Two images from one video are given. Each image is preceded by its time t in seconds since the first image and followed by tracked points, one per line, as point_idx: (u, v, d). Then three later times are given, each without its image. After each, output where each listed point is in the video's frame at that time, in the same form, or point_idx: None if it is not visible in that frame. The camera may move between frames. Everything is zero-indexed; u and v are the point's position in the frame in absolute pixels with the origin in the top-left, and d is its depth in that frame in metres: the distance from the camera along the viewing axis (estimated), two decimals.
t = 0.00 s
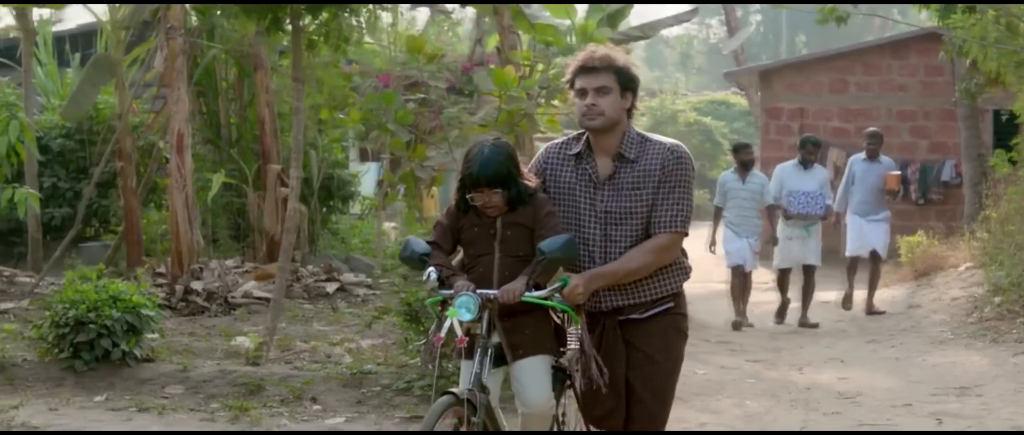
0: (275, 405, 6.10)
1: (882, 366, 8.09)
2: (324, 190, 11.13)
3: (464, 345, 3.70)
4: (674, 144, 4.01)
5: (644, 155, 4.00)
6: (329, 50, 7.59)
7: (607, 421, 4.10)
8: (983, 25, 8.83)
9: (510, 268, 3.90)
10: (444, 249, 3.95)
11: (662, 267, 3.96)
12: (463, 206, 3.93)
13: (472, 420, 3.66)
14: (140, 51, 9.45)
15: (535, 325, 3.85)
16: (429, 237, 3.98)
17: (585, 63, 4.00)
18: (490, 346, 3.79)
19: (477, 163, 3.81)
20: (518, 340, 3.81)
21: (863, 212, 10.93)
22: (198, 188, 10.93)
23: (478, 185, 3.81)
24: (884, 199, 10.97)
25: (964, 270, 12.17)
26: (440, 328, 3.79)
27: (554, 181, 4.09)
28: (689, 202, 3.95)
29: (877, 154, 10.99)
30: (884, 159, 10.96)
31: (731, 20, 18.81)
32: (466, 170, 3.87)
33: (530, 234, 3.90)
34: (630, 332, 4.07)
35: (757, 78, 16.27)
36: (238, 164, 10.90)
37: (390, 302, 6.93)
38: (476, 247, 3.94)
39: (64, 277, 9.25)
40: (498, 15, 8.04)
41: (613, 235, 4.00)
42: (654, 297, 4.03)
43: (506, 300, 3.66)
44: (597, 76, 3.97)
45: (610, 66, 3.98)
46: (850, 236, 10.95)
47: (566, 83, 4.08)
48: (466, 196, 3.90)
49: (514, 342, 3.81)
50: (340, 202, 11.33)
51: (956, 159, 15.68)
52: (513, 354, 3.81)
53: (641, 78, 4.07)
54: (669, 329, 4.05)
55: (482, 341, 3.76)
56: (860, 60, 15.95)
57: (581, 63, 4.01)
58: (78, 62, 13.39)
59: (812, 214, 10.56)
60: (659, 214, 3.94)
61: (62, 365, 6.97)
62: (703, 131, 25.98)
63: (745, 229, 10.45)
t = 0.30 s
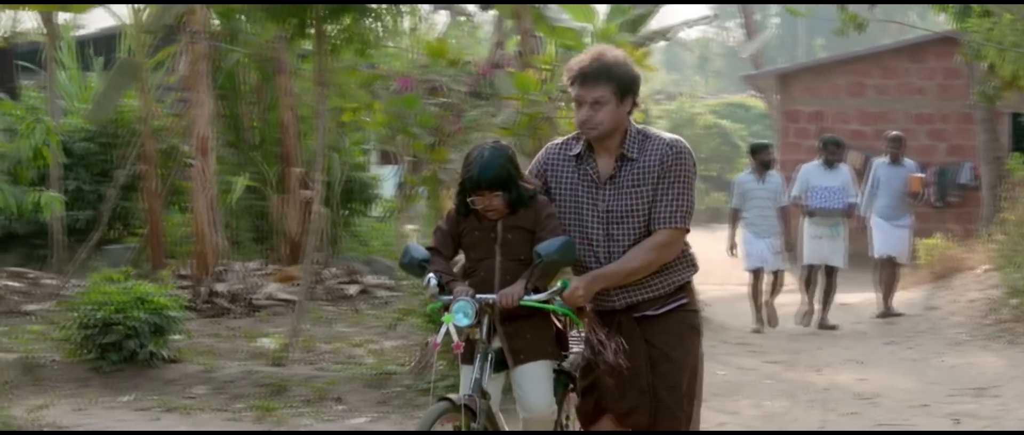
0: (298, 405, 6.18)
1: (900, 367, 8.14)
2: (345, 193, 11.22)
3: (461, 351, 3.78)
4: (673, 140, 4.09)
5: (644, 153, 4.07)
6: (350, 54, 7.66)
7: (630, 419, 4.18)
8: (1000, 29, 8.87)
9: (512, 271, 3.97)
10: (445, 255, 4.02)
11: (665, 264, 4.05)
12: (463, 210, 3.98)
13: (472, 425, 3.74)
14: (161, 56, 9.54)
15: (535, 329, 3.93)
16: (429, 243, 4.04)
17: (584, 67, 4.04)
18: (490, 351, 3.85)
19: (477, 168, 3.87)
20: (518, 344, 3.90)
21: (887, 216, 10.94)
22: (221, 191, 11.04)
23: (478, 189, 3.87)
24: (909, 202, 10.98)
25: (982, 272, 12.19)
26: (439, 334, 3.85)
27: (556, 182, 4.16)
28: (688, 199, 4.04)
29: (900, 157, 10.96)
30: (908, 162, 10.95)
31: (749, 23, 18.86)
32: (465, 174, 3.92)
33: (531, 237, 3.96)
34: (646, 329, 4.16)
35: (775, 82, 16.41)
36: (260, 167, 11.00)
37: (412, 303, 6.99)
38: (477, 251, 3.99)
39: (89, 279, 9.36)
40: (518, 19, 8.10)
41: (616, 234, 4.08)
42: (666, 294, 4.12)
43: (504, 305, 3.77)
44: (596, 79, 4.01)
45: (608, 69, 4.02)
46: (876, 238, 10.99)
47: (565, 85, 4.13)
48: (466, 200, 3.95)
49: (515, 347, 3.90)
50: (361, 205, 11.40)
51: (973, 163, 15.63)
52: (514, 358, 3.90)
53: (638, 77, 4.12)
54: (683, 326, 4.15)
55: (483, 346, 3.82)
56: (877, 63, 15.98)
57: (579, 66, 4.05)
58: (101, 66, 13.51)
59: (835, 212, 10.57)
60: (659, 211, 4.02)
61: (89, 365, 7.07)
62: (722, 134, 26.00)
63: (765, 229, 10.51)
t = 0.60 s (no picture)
0: (328, 404, 6.28)
1: (923, 367, 8.17)
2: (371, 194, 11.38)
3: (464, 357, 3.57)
4: (677, 137, 3.78)
5: (649, 153, 3.77)
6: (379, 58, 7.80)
7: (646, 420, 3.88)
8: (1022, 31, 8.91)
9: (517, 277, 3.76)
10: (449, 260, 3.80)
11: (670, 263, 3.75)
12: (468, 213, 3.76)
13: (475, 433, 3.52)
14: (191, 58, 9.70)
15: (541, 335, 3.72)
16: (433, 247, 3.83)
17: (576, 75, 3.70)
18: (494, 357, 3.65)
19: (485, 167, 3.67)
20: (523, 351, 3.70)
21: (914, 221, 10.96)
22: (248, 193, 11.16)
23: (489, 187, 3.66)
24: (933, 209, 11.02)
25: (1004, 274, 12.21)
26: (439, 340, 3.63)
27: (561, 185, 3.87)
28: (693, 196, 3.73)
29: (923, 163, 11.04)
30: (931, 168, 11.03)
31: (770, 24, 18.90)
32: (471, 175, 3.71)
33: (537, 242, 3.75)
34: (661, 330, 3.87)
35: (799, 83, 16.43)
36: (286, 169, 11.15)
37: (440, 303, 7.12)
38: (483, 255, 3.78)
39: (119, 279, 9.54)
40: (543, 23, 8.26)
41: (622, 235, 3.79)
42: (680, 293, 3.84)
43: (507, 310, 3.56)
44: (587, 92, 3.65)
45: (604, 74, 3.67)
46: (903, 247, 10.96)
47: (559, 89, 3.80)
48: (471, 203, 3.73)
49: (519, 353, 3.69)
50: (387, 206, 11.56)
51: (996, 164, 15.63)
52: (519, 364, 3.70)
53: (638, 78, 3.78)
54: (697, 325, 3.88)
55: (486, 352, 3.62)
56: (900, 65, 15.97)
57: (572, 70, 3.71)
58: (128, 69, 13.69)
59: (862, 218, 10.61)
60: (662, 210, 3.72)
61: (119, 365, 7.19)
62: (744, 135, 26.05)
63: (787, 229, 10.53)
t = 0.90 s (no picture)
0: (359, 401, 6.40)
1: (947, 366, 8.22)
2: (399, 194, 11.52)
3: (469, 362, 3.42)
4: (682, 145, 3.62)
5: (653, 160, 3.60)
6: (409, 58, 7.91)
7: None
8: None
9: (521, 280, 3.61)
10: (451, 263, 3.64)
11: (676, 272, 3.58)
12: (470, 217, 3.59)
13: None
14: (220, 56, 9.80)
15: (545, 338, 3.59)
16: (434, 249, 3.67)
17: (576, 83, 3.53)
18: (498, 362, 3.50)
19: (489, 168, 3.51)
20: (526, 355, 3.56)
21: (943, 220, 10.95)
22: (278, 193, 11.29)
23: (497, 186, 3.50)
24: (962, 206, 10.96)
25: None
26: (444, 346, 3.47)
27: (563, 195, 3.70)
28: (698, 203, 3.56)
29: (949, 159, 10.92)
30: (958, 165, 10.91)
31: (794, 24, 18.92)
32: (472, 178, 3.55)
33: (540, 245, 3.60)
34: (671, 344, 3.69)
35: (823, 83, 16.40)
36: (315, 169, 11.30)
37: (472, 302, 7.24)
38: (487, 258, 3.62)
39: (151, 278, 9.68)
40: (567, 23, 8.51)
41: (628, 244, 3.62)
42: (689, 303, 3.67)
43: (512, 314, 3.41)
44: (587, 100, 3.48)
45: (605, 81, 3.49)
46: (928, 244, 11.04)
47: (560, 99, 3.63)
48: (473, 205, 3.56)
49: (523, 357, 3.56)
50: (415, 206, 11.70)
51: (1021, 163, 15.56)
52: (522, 369, 3.57)
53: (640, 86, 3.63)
54: (707, 340, 3.70)
55: (490, 357, 3.47)
56: (925, 65, 16.00)
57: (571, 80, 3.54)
58: (157, 71, 13.83)
59: (891, 221, 10.65)
60: (668, 217, 3.54)
61: (152, 363, 7.31)
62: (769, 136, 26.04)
63: (816, 233, 10.54)
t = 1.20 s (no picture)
0: (386, 401, 6.49)
1: (967, 366, 8.27)
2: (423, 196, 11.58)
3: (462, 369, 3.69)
4: (680, 149, 3.88)
5: (651, 166, 3.87)
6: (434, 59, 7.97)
7: None
8: None
9: (517, 282, 3.90)
10: (451, 271, 3.96)
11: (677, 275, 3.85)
12: (468, 223, 3.92)
13: None
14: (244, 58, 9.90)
15: (545, 344, 3.87)
16: (436, 259, 3.99)
17: (567, 101, 3.75)
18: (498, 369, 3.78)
19: (483, 173, 3.81)
20: (525, 360, 3.84)
21: (964, 221, 11.01)
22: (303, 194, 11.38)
23: (490, 196, 3.82)
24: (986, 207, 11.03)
25: None
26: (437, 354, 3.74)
27: (566, 204, 3.98)
28: (697, 206, 3.81)
29: (974, 161, 11.02)
30: (982, 167, 11.01)
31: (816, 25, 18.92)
32: (467, 188, 3.84)
33: (536, 247, 3.89)
34: (666, 346, 4.00)
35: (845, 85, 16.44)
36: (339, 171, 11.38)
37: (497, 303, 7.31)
38: (485, 263, 3.93)
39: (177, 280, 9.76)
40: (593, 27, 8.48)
41: (628, 248, 3.89)
42: (685, 307, 3.95)
43: (509, 320, 3.65)
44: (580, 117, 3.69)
45: (596, 96, 3.73)
46: (954, 246, 11.02)
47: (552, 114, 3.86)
48: (471, 207, 3.84)
49: (522, 362, 3.84)
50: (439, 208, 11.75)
51: None
52: (521, 374, 3.84)
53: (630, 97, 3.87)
54: (701, 345, 3.99)
55: (491, 365, 3.76)
56: (945, 68, 15.99)
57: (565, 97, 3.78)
58: (181, 73, 13.92)
59: (916, 214, 10.72)
60: (667, 221, 3.79)
61: (181, 363, 7.42)
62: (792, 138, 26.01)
63: (839, 235, 10.58)
